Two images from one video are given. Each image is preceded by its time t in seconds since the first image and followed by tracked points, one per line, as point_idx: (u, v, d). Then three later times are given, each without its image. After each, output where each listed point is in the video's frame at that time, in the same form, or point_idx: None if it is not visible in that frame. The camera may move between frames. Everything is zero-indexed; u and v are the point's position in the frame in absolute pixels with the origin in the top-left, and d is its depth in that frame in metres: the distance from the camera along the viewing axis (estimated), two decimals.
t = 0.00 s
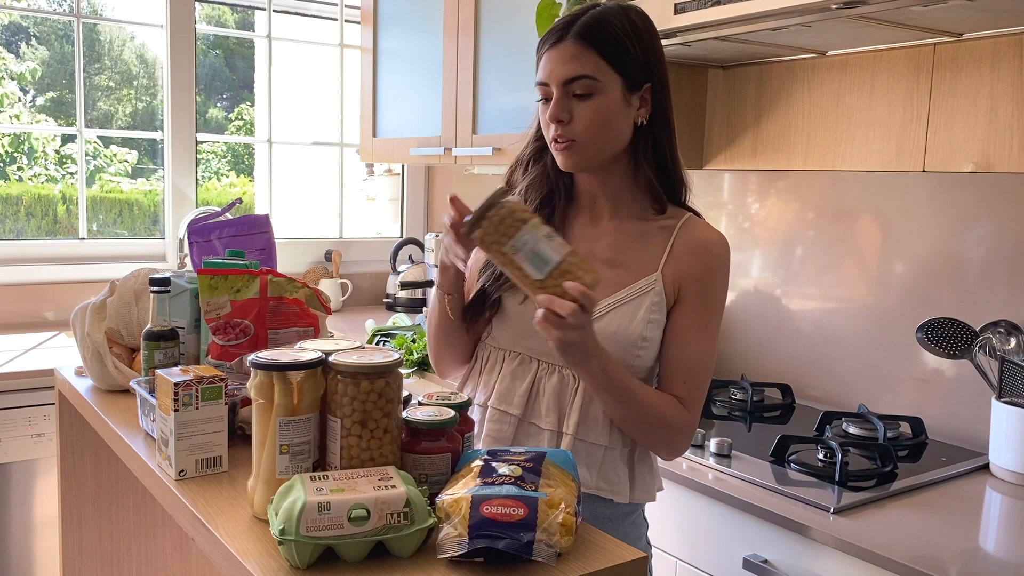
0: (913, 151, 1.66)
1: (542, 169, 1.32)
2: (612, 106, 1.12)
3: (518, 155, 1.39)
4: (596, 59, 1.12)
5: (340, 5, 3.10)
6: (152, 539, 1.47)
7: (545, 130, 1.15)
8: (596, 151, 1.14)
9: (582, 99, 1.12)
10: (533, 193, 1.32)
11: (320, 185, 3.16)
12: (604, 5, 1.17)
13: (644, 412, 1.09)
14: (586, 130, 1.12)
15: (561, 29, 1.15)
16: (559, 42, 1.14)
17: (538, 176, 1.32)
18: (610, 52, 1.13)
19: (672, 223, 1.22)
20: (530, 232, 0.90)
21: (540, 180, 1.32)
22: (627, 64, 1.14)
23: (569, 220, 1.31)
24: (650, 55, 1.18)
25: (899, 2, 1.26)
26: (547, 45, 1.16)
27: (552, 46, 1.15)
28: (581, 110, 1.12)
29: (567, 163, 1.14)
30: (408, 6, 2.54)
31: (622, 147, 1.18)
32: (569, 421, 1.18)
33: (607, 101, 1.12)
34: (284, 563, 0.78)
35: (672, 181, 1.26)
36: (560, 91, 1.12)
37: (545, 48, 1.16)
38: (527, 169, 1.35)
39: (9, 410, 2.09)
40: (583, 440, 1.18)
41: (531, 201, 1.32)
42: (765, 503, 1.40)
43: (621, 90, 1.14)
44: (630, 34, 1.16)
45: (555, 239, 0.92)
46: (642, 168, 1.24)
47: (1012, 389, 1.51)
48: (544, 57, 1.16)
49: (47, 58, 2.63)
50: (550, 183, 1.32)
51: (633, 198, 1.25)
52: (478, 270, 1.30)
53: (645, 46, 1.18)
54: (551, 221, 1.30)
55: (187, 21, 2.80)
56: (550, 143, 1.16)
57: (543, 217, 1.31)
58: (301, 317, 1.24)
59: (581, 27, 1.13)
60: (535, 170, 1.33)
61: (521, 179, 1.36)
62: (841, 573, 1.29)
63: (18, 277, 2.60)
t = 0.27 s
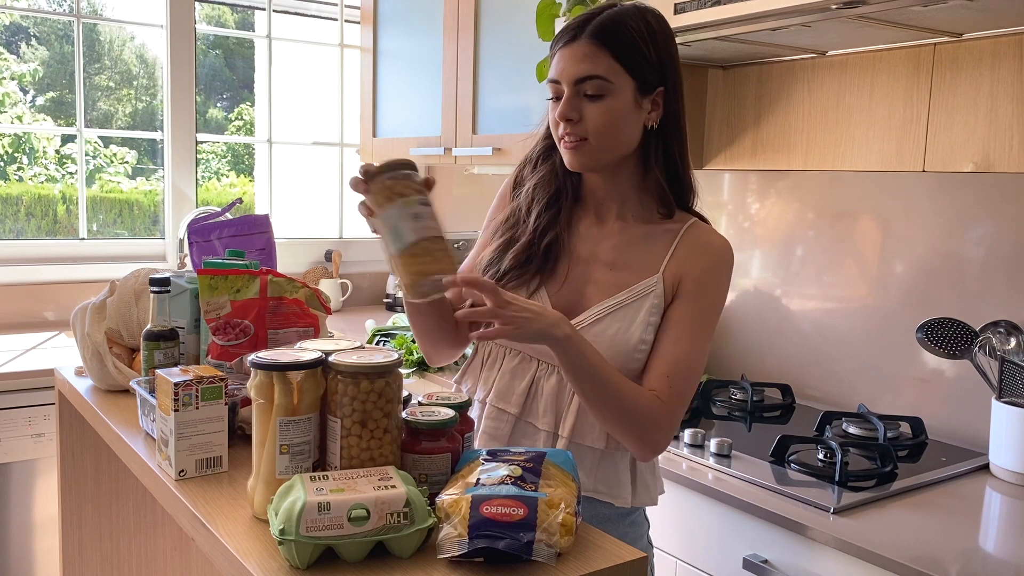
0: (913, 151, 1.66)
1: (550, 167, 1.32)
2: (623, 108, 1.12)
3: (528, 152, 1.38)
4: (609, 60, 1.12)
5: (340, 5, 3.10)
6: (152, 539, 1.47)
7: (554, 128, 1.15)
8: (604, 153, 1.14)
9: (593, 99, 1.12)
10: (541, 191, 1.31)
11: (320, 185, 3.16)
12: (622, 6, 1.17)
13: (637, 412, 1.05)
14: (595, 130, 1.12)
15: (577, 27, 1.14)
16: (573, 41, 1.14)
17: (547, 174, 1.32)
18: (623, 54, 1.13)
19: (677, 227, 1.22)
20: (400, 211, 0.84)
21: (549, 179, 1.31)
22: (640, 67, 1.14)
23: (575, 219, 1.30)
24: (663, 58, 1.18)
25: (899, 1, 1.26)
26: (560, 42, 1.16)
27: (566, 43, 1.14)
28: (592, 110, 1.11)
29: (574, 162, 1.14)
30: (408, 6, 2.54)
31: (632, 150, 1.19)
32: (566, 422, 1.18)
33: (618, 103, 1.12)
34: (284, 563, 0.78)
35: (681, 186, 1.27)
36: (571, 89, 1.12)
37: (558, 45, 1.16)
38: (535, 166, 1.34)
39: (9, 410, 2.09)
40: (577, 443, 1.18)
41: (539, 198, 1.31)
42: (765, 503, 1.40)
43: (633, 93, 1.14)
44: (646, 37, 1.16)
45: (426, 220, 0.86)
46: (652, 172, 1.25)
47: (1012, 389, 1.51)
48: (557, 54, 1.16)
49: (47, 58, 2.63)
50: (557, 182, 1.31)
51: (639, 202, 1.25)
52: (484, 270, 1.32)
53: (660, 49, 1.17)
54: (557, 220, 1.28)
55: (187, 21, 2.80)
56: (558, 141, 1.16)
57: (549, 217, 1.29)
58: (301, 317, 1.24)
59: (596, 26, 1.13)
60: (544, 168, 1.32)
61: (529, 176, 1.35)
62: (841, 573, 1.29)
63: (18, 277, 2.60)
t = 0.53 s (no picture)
0: (914, 151, 1.66)
1: (557, 165, 1.29)
2: (628, 110, 1.12)
3: (535, 148, 1.36)
4: (618, 61, 1.12)
5: (340, 5, 3.10)
6: (152, 539, 1.47)
7: (560, 126, 1.15)
8: (607, 155, 1.14)
9: (599, 99, 1.12)
10: (546, 187, 1.28)
11: (320, 185, 3.16)
12: (634, 7, 1.17)
13: (662, 444, 1.10)
14: (600, 130, 1.12)
15: (587, 26, 1.14)
16: (583, 40, 1.14)
17: (553, 171, 1.29)
18: (632, 56, 1.13)
19: (681, 233, 1.22)
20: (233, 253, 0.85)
21: (555, 175, 1.29)
22: (649, 69, 1.14)
23: (578, 217, 1.28)
24: (673, 61, 1.18)
25: (899, 1, 1.26)
26: (571, 41, 1.16)
27: (576, 42, 1.14)
28: (597, 110, 1.11)
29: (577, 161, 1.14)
30: (408, 6, 2.54)
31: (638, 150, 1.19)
32: (559, 419, 1.19)
33: (624, 104, 1.12)
34: (283, 563, 0.78)
35: (687, 188, 1.27)
36: (578, 89, 1.12)
37: (568, 44, 1.16)
38: (542, 162, 1.32)
39: (9, 410, 2.09)
40: (567, 439, 1.18)
41: (544, 194, 1.28)
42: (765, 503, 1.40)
43: (640, 95, 1.14)
44: (656, 40, 1.16)
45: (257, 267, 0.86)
46: (659, 175, 1.25)
47: (1012, 389, 1.51)
48: (566, 53, 1.16)
49: (47, 58, 2.63)
50: (564, 179, 1.29)
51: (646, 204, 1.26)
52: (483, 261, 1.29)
53: (670, 52, 1.17)
54: (561, 216, 1.26)
55: (187, 20, 2.80)
56: (563, 139, 1.16)
57: (553, 211, 1.26)
58: (301, 317, 1.23)
59: (607, 26, 1.13)
60: (552, 164, 1.30)
61: (535, 170, 1.33)
62: (840, 573, 1.29)
63: (18, 277, 2.60)
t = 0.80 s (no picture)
0: (913, 151, 1.66)
1: (557, 163, 1.29)
2: (630, 111, 1.12)
3: (532, 148, 1.36)
4: (620, 63, 1.12)
5: (340, 5, 3.10)
6: (152, 540, 1.47)
7: (561, 127, 1.15)
8: (608, 155, 1.14)
9: (601, 100, 1.12)
10: (545, 186, 1.29)
11: (320, 185, 3.16)
12: (634, 8, 1.17)
13: (674, 443, 1.10)
14: (601, 132, 1.12)
15: (588, 27, 1.14)
16: (584, 41, 1.13)
17: (552, 170, 1.29)
18: (633, 58, 1.13)
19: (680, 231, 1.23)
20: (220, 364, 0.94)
21: (554, 173, 1.29)
22: (650, 72, 1.14)
23: (577, 216, 1.28)
24: (674, 63, 1.18)
25: (899, 2, 1.26)
26: (572, 41, 1.15)
27: (577, 43, 1.14)
28: (599, 111, 1.11)
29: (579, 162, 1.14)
30: (408, 6, 2.54)
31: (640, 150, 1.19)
32: (560, 417, 1.19)
33: (626, 105, 1.12)
34: (283, 563, 0.78)
35: (688, 186, 1.27)
36: (580, 90, 1.12)
37: (569, 45, 1.16)
38: (541, 161, 1.31)
39: (9, 410, 2.09)
40: (569, 437, 1.19)
41: (543, 193, 1.28)
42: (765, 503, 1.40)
43: (641, 97, 1.14)
44: (657, 41, 1.16)
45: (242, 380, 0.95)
46: (663, 176, 1.25)
47: (1012, 389, 1.51)
48: (567, 53, 1.16)
49: (47, 58, 2.63)
50: (563, 177, 1.29)
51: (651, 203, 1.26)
52: (481, 260, 1.28)
53: (671, 55, 1.18)
54: (561, 215, 1.26)
55: (187, 21, 2.80)
56: (564, 140, 1.16)
57: (553, 210, 1.26)
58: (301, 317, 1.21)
59: (608, 27, 1.12)
60: (550, 163, 1.30)
61: (533, 169, 1.33)
62: (841, 573, 1.29)
63: (18, 277, 2.60)
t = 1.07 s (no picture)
0: (913, 151, 1.66)
1: (551, 165, 1.30)
2: (625, 110, 1.12)
3: (526, 149, 1.37)
4: (613, 62, 1.12)
5: (340, 5, 3.10)
6: (152, 540, 1.47)
7: (556, 128, 1.15)
8: (606, 156, 1.14)
9: (596, 100, 1.12)
10: (541, 187, 1.29)
11: (320, 185, 3.16)
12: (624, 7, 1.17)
13: (673, 443, 1.10)
14: (597, 131, 1.12)
15: (580, 28, 1.14)
16: (576, 42, 1.13)
17: (547, 170, 1.30)
18: (627, 56, 1.13)
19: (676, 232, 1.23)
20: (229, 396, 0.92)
21: (549, 174, 1.29)
22: (643, 70, 1.15)
23: (574, 216, 1.28)
24: (666, 62, 1.19)
25: (899, 2, 1.26)
26: (563, 42, 1.15)
27: (569, 44, 1.14)
28: (595, 112, 1.11)
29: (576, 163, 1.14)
30: (408, 6, 2.54)
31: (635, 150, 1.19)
32: (557, 417, 1.19)
33: (621, 105, 1.12)
34: (283, 563, 0.78)
35: (686, 188, 1.27)
36: (574, 91, 1.12)
37: (561, 45, 1.16)
38: (535, 162, 1.32)
39: (9, 410, 2.09)
40: (568, 437, 1.19)
41: (539, 194, 1.29)
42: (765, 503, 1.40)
43: (635, 95, 1.14)
44: (648, 40, 1.16)
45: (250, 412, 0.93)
46: (658, 173, 1.25)
47: (1012, 389, 1.51)
48: (559, 55, 1.16)
49: (47, 58, 2.63)
50: (559, 178, 1.29)
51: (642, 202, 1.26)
52: (478, 262, 1.29)
53: (662, 52, 1.18)
54: (557, 215, 1.26)
55: (186, 21, 2.80)
56: (560, 142, 1.15)
57: (549, 210, 1.27)
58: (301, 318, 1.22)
59: (600, 27, 1.12)
60: (545, 164, 1.30)
61: (528, 171, 1.33)
62: (841, 573, 1.29)
63: (18, 277, 2.60)
